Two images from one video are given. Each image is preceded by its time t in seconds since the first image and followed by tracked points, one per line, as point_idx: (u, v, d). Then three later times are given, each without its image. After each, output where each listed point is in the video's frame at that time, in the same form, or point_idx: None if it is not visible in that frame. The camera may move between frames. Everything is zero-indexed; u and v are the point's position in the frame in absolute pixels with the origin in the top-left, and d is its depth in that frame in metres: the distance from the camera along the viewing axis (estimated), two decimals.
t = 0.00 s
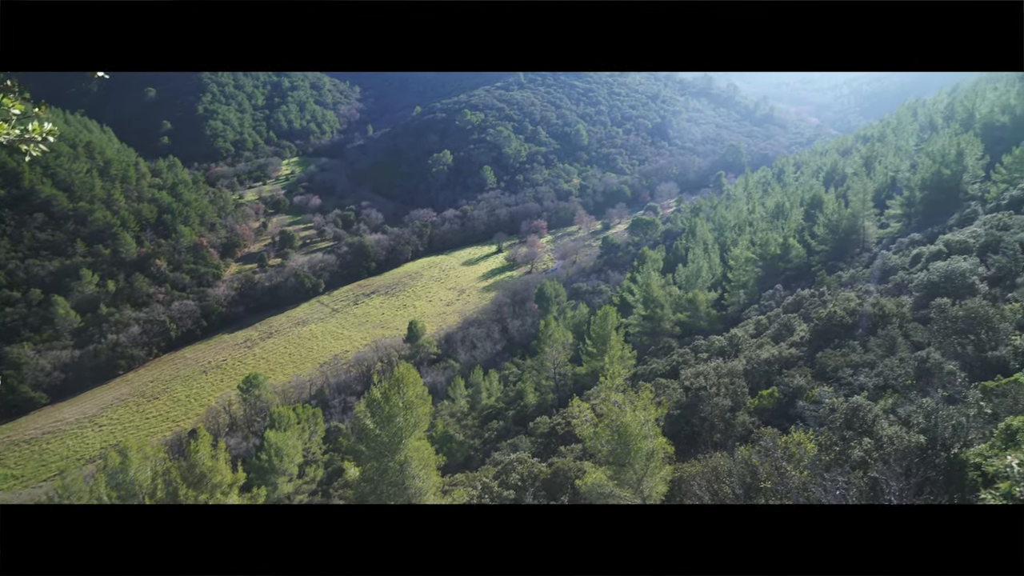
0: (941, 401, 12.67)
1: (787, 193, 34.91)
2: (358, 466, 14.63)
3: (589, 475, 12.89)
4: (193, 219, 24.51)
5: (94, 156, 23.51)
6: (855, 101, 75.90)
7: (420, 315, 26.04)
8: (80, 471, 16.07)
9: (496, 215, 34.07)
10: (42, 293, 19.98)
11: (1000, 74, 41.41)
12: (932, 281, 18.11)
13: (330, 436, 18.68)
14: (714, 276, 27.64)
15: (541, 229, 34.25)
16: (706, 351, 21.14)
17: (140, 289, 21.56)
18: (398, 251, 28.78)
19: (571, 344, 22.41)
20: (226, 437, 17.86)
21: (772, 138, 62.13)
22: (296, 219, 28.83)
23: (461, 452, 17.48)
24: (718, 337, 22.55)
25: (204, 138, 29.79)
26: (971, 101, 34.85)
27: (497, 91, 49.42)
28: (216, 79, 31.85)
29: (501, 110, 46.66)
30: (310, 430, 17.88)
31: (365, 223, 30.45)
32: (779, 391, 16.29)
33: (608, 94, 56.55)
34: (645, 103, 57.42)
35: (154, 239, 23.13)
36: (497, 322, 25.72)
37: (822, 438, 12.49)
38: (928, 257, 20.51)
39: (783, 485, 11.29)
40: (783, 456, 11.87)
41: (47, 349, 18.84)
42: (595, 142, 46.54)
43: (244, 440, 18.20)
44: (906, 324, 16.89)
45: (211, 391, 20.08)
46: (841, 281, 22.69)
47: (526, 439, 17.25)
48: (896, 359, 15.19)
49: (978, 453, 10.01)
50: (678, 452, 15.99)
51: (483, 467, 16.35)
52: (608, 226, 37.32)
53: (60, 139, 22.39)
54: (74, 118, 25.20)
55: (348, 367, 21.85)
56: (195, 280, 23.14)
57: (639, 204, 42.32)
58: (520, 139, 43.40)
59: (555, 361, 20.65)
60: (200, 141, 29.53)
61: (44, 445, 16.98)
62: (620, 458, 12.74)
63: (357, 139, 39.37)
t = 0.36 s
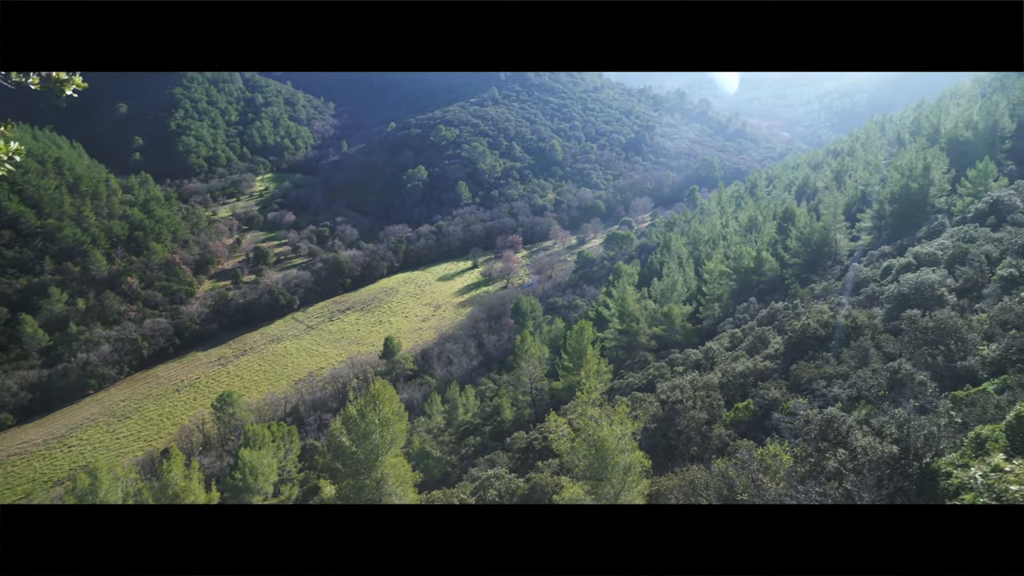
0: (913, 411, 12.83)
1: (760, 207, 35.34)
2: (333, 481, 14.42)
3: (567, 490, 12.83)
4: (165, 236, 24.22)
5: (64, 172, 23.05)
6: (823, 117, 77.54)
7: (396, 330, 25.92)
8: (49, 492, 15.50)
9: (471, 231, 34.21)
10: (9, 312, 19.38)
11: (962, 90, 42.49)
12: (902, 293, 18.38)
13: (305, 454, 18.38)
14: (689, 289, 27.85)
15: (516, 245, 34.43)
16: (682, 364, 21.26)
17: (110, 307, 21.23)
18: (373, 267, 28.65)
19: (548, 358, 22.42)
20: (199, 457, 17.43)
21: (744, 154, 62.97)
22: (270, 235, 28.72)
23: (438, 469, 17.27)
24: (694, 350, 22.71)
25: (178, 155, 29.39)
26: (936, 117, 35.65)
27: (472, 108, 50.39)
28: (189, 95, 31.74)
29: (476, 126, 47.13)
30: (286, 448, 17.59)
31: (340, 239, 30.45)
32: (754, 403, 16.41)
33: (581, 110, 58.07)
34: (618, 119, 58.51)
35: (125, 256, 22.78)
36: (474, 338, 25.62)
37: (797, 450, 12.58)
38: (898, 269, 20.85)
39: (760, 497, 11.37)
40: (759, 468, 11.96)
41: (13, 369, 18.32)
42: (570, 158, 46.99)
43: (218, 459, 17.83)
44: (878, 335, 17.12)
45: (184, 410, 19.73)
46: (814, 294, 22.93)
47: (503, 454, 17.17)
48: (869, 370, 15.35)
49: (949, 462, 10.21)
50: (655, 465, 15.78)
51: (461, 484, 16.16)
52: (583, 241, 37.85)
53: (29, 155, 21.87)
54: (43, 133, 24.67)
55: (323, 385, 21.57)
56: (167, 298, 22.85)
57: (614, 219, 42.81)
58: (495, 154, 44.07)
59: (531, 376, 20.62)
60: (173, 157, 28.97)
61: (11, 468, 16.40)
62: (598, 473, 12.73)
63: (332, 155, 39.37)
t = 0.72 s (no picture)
0: (890, 415, 12.96)
1: (737, 215, 35.66)
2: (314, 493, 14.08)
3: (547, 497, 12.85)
4: (140, 248, 23.93)
5: (36, 183, 22.90)
6: (799, 125, 78.48)
7: (375, 341, 25.89)
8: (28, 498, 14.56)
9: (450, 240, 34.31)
10: None
11: (933, 99, 43.16)
12: (878, 299, 18.58)
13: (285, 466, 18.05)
14: (667, 296, 27.95)
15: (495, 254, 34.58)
16: (662, 371, 21.35)
17: (84, 319, 20.57)
18: (353, 277, 28.89)
19: (528, 367, 22.42)
20: (177, 469, 16.95)
21: (722, 162, 63.41)
22: (248, 246, 28.74)
23: (419, 479, 17.02)
24: (673, 357, 22.83)
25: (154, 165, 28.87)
26: (908, 126, 36.19)
27: (450, 118, 50.56)
28: (164, 105, 31.46)
29: (454, 135, 47.27)
30: (265, 460, 17.37)
31: (318, 250, 30.64)
32: (733, 410, 16.51)
33: (559, 119, 58.72)
34: (596, 128, 59.30)
35: (100, 268, 22.32)
36: (454, 347, 25.52)
37: (777, 456, 12.63)
38: (874, 276, 21.07)
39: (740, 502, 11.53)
40: (739, 474, 12.09)
41: None
42: (547, 167, 48.40)
43: (196, 472, 17.36)
44: (855, 340, 17.32)
45: (162, 423, 19.40)
46: (792, 300, 23.17)
47: (484, 464, 17.08)
48: (846, 376, 15.49)
49: (925, 466, 10.24)
50: (636, 471, 15.71)
51: (442, 493, 15.97)
52: (562, 249, 37.96)
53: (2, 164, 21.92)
54: (15, 144, 24.35)
55: (303, 396, 21.32)
56: (144, 309, 22.59)
57: (593, 227, 43.05)
58: (473, 164, 44.45)
59: (511, 386, 20.59)
60: (149, 167, 28.50)
61: None
62: (579, 481, 12.73)
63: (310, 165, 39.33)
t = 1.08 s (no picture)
0: (867, 418, 13.06)
1: (715, 221, 35.93)
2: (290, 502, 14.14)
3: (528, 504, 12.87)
4: (115, 258, 23.55)
5: (7, 191, 22.03)
6: (775, 132, 79.50)
7: (354, 349, 25.83)
8: None
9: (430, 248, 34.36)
10: None
11: (905, 107, 43.91)
12: (854, 303, 18.79)
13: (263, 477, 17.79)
14: (647, 303, 28.05)
15: (475, 261, 34.72)
16: (642, 377, 21.42)
17: (58, 329, 19.90)
18: (331, 285, 28.86)
19: (508, 374, 22.43)
20: (154, 482, 16.66)
21: (700, 169, 63.90)
22: (225, 255, 28.66)
23: (400, 488, 16.89)
24: (653, 363, 22.94)
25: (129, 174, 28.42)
26: (881, 132, 36.76)
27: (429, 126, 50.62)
28: (140, 113, 30.93)
29: (433, 143, 47.31)
30: (244, 471, 17.07)
31: (297, 258, 30.80)
32: (713, 415, 16.61)
33: (538, 127, 59.02)
34: (574, 136, 59.69)
35: (74, 278, 21.69)
36: (434, 355, 25.43)
37: (757, 461, 12.67)
38: (850, 280, 21.32)
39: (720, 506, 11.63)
40: (719, 479, 12.14)
41: None
42: (526, 174, 48.63)
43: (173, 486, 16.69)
44: (832, 344, 17.51)
45: (137, 434, 19.06)
46: (770, 305, 23.40)
47: (465, 472, 17.01)
48: (824, 380, 15.62)
49: (901, 468, 10.38)
50: (617, 477, 15.77)
51: (423, 502, 15.87)
52: (541, 256, 38.16)
53: None
54: None
55: (282, 406, 21.16)
56: (120, 319, 22.17)
57: (572, 234, 43.23)
58: (452, 171, 44.57)
59: (492, 393, 20.58)
60: (123, 175, 27.80)
61: None
62: (560, 489, 12.76)
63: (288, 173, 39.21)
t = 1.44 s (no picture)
0: (846, 422, 13.15)
1: (694, 227, 36.12)
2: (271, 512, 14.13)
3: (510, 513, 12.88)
4: (92, 265, 22.54)
5: None
6: (752, 140, 80.19)
7: (334, 359, 25.72)
8: None
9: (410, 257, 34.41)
10: None
11: (879, 113, 44.48)
12: (832, 307, 18.99)
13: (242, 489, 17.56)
14: (626, 309, 28.09)
15: (454, 269, 34.99)
16: (623, 384, 21.44)
17: (32, 340, 19.20)
18: (311, 294, 28.77)
19: (489, 382, 22.38)
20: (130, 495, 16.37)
21: (678, 176, 64.37)
22: (203, 263, 28.54)
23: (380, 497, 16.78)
24: (633, 369, 23.02)
25: (106, 184, 27.25)
26: (855, 139, 37.21)
27: (408, 133, 50.54)
28: (117, 120, 29.98)
29: (413, 151, 47.23)
30: (223, 483, 16.90)
31: (276, 266, 30.96)
32: (694, 421, 16.70)
33: (517, 134, 59.16)
34: (554, 143, 59.91)
35: (49, 287, 20.78)
36: (414, 363, 25.34)
37: (737, 466, 12.73)
38: (827, 285, 21.53)
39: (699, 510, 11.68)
40: (701, 485, 12.10)
41: None
42: (505, 182, 48.80)
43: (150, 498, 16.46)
44: (810, 349, 17.67)
45: (113, 447, 18.71)
46: (749, 311, 23.55)
47: (446, 481, 16.92)
48: (803, 385, 15.75)
49: (879, 471, 10.49)
50: (597, 484, 15.50)
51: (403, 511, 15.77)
52: (521, 264, 38.39)
53: None
54: None
55: (262, 416, 20.98)
56: (95, 329, 21.20)
57: (551, 241, 43.38)
58: (431, 179, 44.63)
59: (473, 402, 20.51)
60: (100, 183, 26.81)
61: None
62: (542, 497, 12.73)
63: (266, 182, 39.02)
